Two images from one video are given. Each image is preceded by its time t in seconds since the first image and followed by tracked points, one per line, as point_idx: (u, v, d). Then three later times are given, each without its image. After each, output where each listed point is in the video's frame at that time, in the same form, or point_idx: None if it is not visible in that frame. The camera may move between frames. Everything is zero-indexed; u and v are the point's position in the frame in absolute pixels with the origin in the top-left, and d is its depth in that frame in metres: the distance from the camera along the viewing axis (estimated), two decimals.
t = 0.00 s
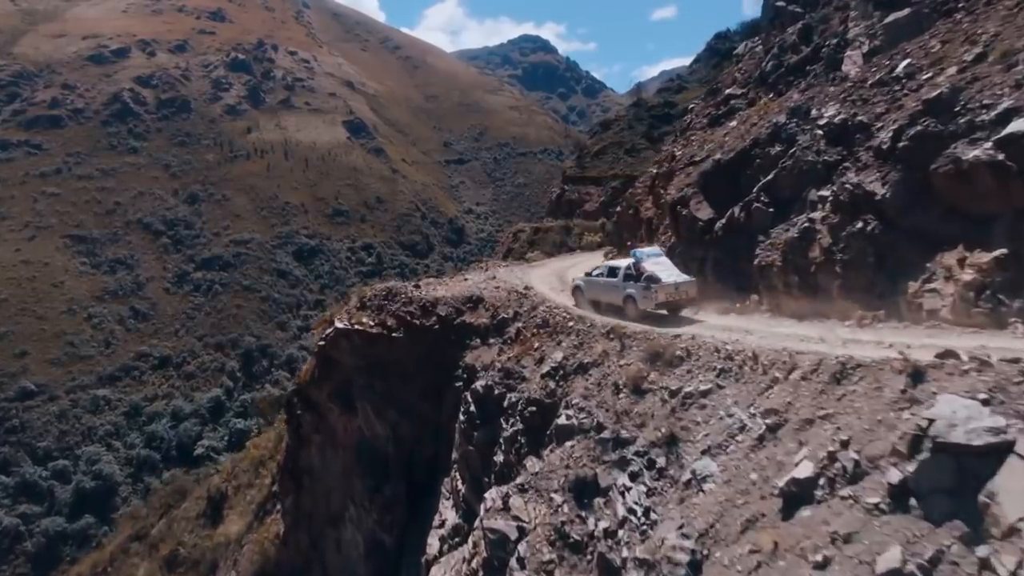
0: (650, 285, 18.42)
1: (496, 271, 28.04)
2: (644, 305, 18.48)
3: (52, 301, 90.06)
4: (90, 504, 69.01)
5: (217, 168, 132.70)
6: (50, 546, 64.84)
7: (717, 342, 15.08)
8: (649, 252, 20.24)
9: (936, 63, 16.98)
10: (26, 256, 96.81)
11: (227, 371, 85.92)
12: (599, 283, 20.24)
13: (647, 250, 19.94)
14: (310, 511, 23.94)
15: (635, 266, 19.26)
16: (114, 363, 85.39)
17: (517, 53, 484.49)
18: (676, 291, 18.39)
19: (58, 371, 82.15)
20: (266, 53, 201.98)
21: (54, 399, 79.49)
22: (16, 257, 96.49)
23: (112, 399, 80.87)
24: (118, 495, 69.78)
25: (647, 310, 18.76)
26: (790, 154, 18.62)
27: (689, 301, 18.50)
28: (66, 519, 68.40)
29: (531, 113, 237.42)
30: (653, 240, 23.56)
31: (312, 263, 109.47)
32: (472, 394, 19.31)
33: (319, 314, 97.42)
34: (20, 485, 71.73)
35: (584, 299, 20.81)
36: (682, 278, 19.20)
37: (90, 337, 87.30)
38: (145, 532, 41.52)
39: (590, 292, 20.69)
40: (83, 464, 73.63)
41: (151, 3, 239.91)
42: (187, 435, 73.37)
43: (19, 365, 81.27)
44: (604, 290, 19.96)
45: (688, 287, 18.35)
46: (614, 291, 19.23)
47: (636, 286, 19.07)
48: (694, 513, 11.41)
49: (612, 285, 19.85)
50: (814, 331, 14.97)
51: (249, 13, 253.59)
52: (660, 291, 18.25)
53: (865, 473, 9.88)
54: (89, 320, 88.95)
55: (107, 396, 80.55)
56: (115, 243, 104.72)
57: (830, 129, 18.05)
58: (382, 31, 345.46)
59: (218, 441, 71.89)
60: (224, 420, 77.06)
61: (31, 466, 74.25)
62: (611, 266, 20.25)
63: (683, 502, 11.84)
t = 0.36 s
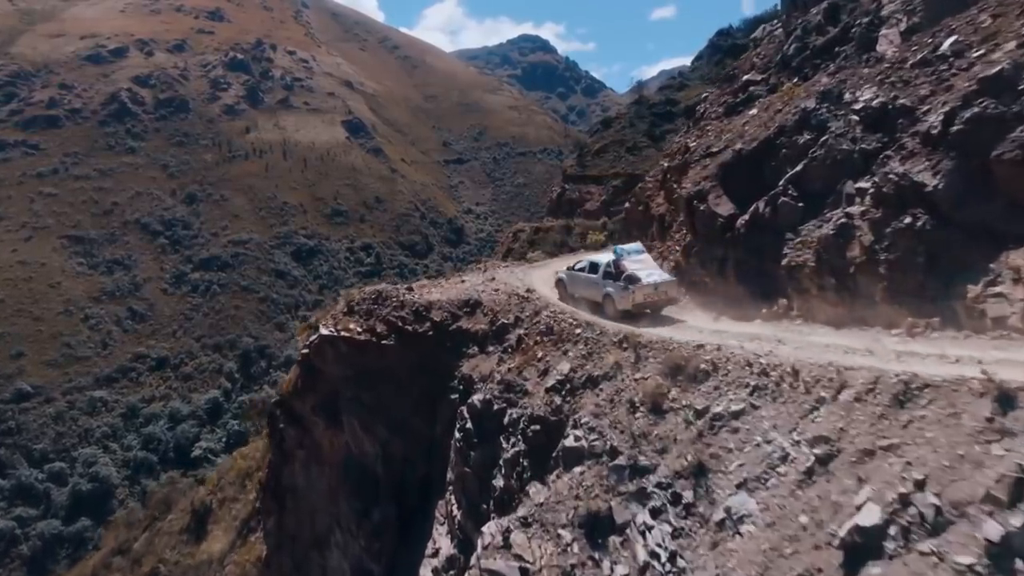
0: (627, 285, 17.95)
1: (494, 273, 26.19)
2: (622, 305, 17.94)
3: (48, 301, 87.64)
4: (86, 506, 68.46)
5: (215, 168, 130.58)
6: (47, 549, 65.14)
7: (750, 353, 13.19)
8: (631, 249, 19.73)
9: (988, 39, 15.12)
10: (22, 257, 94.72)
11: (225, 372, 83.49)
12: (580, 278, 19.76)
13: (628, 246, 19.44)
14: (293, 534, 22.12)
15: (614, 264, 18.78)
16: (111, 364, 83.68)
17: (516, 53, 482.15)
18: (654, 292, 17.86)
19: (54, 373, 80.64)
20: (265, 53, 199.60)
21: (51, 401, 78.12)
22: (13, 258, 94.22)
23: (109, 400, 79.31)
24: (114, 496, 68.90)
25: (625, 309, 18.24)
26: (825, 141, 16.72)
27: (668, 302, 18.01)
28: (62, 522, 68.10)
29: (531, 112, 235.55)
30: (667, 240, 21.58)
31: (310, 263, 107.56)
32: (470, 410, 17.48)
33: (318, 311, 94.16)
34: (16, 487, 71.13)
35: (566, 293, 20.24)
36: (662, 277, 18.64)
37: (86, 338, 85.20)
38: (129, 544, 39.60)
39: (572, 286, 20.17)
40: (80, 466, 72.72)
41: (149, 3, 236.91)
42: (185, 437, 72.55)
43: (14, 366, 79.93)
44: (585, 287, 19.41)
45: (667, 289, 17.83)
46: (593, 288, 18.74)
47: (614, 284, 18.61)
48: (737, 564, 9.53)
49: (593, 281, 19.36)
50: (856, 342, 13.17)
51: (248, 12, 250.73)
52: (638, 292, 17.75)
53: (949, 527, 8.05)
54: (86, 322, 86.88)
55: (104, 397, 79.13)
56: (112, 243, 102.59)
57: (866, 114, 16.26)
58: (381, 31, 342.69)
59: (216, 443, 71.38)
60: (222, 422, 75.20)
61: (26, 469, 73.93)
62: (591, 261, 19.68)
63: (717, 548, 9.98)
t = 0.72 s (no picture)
0: (606, 280, 17.63)
1: (489, 276, 24.22)
2: (602, 302, 17.58)
3: (45, 302, 85.91)
4: (83, 509, 66.36)
5: (214, 168, 128.34)
6: (42, 552, 63.58)
7: (794, 371, 11.17)
8: (615, 244, 19.44)
9: None
10: (19, 257, 92.69)
11: (222, 373, 80.62)
12: (565, 274, 19.54)
13: (613, 241, 19.13)
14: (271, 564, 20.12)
15: (596, 259, 18.50)
16: (108, 365, 81.72)
17: (515, 53, 479.83)
18: (635, 288, 17.45)
19: (49, 374, 78.82)
20: (263, 53, 197.20)
21: (46, 402, 76.34)
22: (9, 258, 92.24)
23: (105, 402, 77.16)
24: (110, 499, 66.58)
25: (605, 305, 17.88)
26: (867, 125, 14.73)
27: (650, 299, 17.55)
28: (58, 524, 66.45)
29: (531, 112, 233.58)
30: (683, 240, 19.55)
31: (308, 263, 105.51)
32: (465, 432, 15.51)
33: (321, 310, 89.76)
34: (11, 490, 68.59)
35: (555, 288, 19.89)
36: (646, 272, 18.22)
37: (82, 339, 83.63)
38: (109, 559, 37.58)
39: (560, 282, 19.87)
40: (76, 468, 70.91)
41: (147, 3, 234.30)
42: (182, 438, 70.49)
43: (11, 367, 78.16)
44: (569, 283, 19.09)
45: (648, 283, 17.39)
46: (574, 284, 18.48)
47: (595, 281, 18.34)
48: None
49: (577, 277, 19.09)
50: (918, 357, 11.24)
51: (247, 12, 248.17)
52: (616, 287, 17.40)
53: None
54: (83, 323, 85.06)
55: (100, 399, 77.02)
56: (109, 244, 100.55)
57: (915, 95, 14.25)
58: (381, 31, 340.10)
59: (214, 445, 68.81)
60: (220, 423, 72.95)
61: (21, 471, 71.34)
62: (576, 256, 19.39)
63: None
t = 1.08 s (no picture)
0: (590, 273, 17.78)
1: (486, 279, 22.23)
2: (586, 296, 17.66)
3: (42, 304, 82.93)
4: (79, 512, 61.39)
5: (212, 168, 125.42)
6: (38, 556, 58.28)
7: (860, 397, 9.11)
8: (606, 237, 19.60)
9: None
10: (15, 258, 90.07)
11: (220, 374, 76.72)
12: (560, 267, 19.72)
13: (603, 234, 19.28)
14: None
15: (583, 252, 18.73)
16: (105, 367, 78.08)
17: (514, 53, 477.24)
18: (619, 282, 17.45)
19: (47, 376, 75.08)
20: (262, 52, 194.28)
21: (43, 404, 72.39)
22: (5, 259, 89.64)
23: (102, 404, 73.38)
24: (108, 502, 61.94)
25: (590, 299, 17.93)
26: (926, 104, 12.72)
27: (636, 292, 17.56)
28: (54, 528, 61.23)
29: (530, 112, 231.41)
30: (702, 238, 17.53)
31: (306, 264, 103.09)
32: (455, 459, 13.57)
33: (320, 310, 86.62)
34: (5, 493, 63.78)
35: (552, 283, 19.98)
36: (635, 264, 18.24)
37: (79, 341, 80.18)
38: None
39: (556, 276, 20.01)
40: (72, 471, 66.36)
41: (146, 4, 230.99)
42: (180, 441, 66.97)
43: (6, 368, 74.26)
44: (561, 277, 19.21)
45: (633, 276, 17.39)
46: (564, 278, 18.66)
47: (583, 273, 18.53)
48: None
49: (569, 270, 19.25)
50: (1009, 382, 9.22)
51: (245, 12, 244.90)
52: (600, 280, 17.49)
53: None
54: (80, 325, 81.93)
55: (97, 401, 73.33)
56: (106, 244, 97.98)
57: (986, 69, 12.23)
58: (379, 31, 337.00)
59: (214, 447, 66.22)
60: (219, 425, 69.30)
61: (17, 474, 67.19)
62: (568, 250, 19.56)
63: None
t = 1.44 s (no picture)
0: (577, 267, 17.69)
1: (482, 283, 20.11)
2: (576, 290, 17.47)
3: (38, 305, 79.90)
4: (73, 515, 57.28)
5: (210, 167, 122.51)
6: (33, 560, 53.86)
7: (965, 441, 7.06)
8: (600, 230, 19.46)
9: None
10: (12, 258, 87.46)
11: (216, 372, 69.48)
12: (557, 263, 19.66)
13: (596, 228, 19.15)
14: None
15: (573, 246, 18.67)
16: (101, 369, 75.09)
17: (513, 54, 474.61)
18: (608, 276, 17.24)
19: (42, 377, 72.06)
20: (261, 52, 191.18)
21: (38, 406, 69.25)
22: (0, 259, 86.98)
23: (99, 406, 70.09)
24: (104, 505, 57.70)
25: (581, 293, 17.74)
26: (1007, 76, 10.79)
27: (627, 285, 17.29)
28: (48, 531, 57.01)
29: (530, 112, 229.19)
30: (728, 238, 15.38)
31: (305, 264, 100.67)
32: (447, 497, 11.61)
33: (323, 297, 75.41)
34: None
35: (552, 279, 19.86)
36: (626, 256, 18.04)
37: (76, 342, 77.39)
38: None
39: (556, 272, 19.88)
40: (68, 472, 62.17)
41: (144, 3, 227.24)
42: (177, 441, 62.19)
43: None
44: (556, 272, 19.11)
45: (623, 270, 17.13)
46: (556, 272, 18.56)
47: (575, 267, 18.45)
48: None
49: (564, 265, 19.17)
50: None
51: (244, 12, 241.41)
52: (587, 274, 17.34)
53: None
54: (76, 326, 79.17)
55: (93, 402, 70.02)
56: (104, 244, 95.26)
57: None
58: (379, 31, 333.87)
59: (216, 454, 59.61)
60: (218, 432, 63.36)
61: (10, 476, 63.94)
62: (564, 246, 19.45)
63: None
